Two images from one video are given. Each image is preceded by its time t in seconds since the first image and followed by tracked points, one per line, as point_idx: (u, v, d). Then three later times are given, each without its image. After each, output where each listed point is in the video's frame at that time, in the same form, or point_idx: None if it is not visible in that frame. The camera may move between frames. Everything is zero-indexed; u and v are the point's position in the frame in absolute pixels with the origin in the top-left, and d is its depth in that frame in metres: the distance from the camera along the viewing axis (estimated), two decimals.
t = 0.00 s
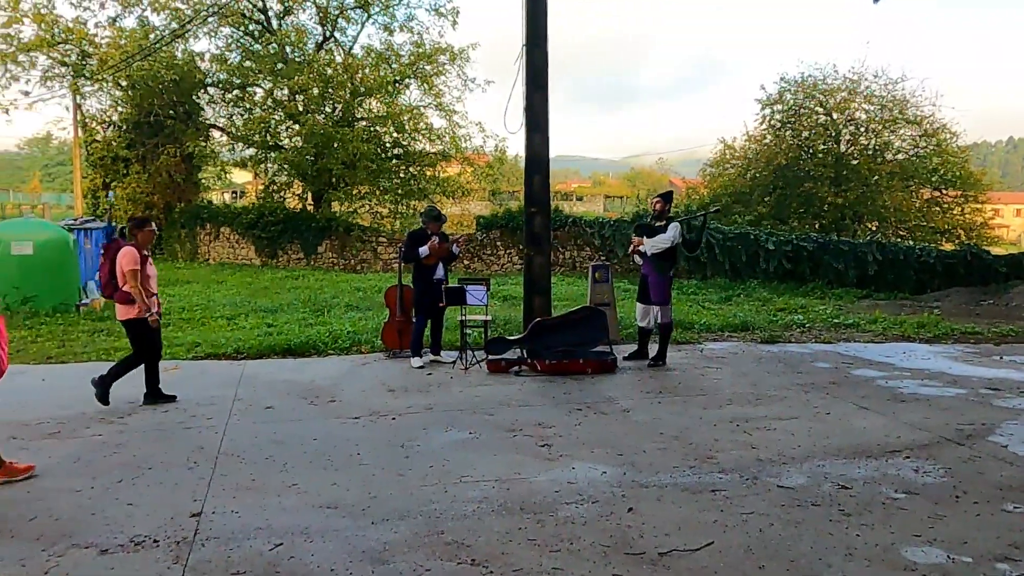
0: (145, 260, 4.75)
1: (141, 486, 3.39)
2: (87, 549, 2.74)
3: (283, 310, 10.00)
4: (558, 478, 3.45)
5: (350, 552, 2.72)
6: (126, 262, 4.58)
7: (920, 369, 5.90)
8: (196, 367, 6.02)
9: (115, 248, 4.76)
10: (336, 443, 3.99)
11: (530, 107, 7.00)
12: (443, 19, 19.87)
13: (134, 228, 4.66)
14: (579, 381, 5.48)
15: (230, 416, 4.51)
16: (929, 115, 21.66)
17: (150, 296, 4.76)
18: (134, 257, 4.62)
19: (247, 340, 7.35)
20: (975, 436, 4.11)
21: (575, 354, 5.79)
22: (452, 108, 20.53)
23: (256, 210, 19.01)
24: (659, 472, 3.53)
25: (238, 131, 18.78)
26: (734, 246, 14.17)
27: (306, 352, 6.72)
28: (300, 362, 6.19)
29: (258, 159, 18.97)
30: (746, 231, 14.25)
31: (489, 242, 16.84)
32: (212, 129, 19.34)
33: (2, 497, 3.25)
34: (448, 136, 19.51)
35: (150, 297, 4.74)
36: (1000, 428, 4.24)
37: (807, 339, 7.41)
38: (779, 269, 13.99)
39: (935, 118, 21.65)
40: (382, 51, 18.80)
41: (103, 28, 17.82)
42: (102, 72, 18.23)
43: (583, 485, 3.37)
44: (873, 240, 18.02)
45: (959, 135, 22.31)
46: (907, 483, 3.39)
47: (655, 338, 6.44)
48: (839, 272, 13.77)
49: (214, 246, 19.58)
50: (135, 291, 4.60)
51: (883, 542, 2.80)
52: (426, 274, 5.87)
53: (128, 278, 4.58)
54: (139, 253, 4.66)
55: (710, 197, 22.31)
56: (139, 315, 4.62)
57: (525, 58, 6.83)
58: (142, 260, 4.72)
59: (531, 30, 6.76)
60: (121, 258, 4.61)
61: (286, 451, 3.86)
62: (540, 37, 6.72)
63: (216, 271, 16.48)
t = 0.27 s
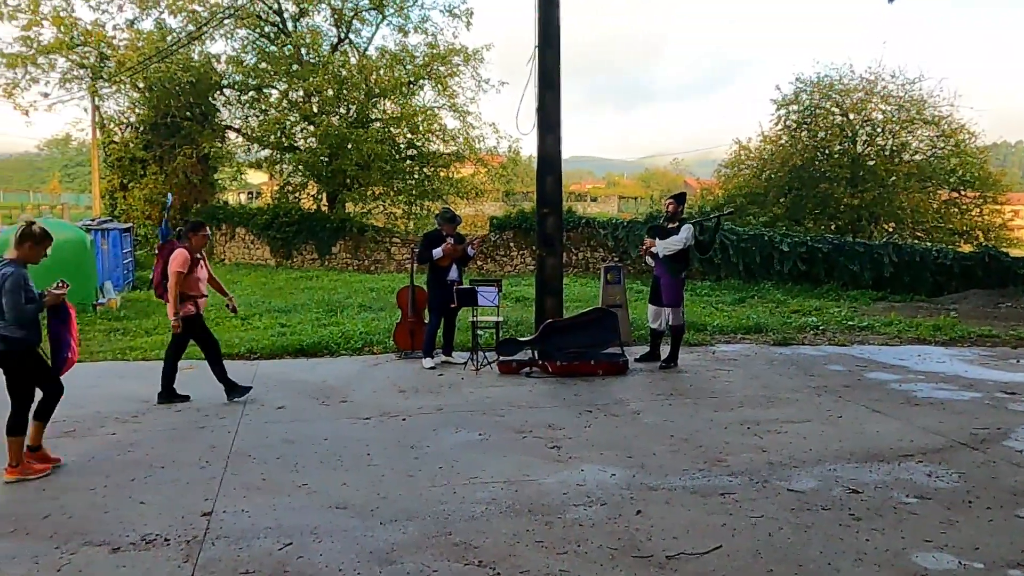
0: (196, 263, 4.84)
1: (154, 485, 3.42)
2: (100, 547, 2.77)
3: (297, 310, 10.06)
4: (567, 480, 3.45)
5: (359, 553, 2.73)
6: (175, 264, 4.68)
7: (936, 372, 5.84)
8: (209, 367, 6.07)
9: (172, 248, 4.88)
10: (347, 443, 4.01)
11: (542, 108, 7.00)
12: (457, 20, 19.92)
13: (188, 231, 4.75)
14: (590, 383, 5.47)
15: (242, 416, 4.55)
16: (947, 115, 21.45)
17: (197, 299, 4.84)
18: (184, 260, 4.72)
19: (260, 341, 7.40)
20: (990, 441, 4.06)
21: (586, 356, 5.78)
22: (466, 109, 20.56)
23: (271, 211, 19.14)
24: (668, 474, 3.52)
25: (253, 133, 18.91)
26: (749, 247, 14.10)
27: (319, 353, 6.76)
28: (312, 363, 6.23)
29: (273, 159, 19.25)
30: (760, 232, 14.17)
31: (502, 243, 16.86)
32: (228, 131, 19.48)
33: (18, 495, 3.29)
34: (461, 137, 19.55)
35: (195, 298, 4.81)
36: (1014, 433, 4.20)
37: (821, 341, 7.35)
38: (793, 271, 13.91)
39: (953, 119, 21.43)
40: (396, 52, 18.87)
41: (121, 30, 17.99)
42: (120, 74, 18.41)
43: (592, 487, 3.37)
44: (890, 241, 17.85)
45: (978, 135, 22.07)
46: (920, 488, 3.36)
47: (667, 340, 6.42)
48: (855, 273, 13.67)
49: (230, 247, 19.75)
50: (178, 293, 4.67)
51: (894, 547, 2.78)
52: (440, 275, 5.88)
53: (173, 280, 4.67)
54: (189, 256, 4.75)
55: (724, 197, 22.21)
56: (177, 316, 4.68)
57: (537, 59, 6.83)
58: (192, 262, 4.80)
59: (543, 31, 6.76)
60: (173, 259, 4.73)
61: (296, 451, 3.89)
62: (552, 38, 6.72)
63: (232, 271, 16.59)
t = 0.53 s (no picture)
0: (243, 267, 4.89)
1: (159, 488, 3.46)
2: (104, 550, 2.80)
3: (305, 314, 10.11)
4: (568, 482, 3.46)
5: (359, 556, 2.75)
6: (223, 269, 4.73)
7: (943, 373, 5.80)
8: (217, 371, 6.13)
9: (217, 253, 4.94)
10: (350, 446, 4.03)
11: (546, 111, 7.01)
12: (464, 24, 19.97)
13: (235, 235, 4.79)
14: (594, 385, 5.48)
15: (248, 420, 4.58)
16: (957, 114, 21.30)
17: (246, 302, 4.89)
18: (232, 264, 4.77)
19: (267, 345, 7.45)
20: (995, 442, 4.03)
21: (590, 358, 5.78)
22: (473, 113, 20.60)
23: (280, 215, 19.25)
24: (669, 477, 3.52)
25: (262, 138, 19.02)
26: (757, 248, 14.06)
27: (326, 356, 6.80)
28: (318, 366, 6.26)
29: (282, 164, 19.39)
30: (769, 233, 14.13)
31: (510, 245, 16.88)
32: (237, 136, 19.61)
33: (25, 498, 3.33)
34: (469, 140, 19.58)
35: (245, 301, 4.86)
36: (1020, 434, 4.17)
37: (828, 342, 7.32)
38: (802, 271, 13.87)
39: (964, 117, 21.28)
40: (404, 57, 18.93)
41: (132, 37, 18.15)
42: (130, 81, 18.56)
43: (593, 489, 3.38)
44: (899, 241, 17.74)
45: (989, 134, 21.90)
46: (923, 490, 3.35)
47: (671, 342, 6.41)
48: (863, 274, 13.61)
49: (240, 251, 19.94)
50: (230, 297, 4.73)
51: (894, 549, 2.77)
52: (446, 279, 5.90)
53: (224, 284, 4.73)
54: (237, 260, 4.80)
55: (734, 198, 22.14)
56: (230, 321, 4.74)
57: (541, 62, 6.85)
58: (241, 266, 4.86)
59: (547, 34, 6.78)
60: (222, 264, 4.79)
61: (300, 454, 3.91)
62: (556, 42, 6.74)
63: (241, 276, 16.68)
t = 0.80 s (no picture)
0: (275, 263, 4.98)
1: (153, 489, 3.47)
2: (97, 550, 2.82)
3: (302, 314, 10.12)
4: (559, 481, 3.47)
5: (349, 554, 2.76)
6: (261, 266, 4.81)
7: (937, 369, 5.81)
8: (214, 372, 6.14)
9: (248, 252, 5.00)
10: (344, 446, 4.05)
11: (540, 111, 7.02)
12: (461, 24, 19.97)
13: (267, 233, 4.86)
14: (589, 383, 5.49)
15: (242, 420, 4.59)
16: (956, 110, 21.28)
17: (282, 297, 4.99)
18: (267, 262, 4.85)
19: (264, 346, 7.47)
20: (987, 438, 4.04)
21: (586, 356, 5.80)
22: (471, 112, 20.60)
23: (279, 217, 19.27)
24: (660, 474, 3.53)
25: (260, 139, 19.02)
26: (755, 246, 14.06)
27: (322, 357, 6.81)
28: (314, 367, 6.27)
29: (280, 165, 19.37)
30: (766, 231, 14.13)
31: (508, 245, 16.89)
32: (236, 137, 19.62)
33: (20, 500, 3.35)
34: (467, 140, 19.58)
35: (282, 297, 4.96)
36: (1012, 429, 4.18)
37: (823, 339, 7.33)
38: (799, 269, 13.87)
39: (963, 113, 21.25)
40: (402, 57, 18.94)
41: (130, 40, 18.16)
42: (128, 83, 18.57)
43: (584, 487, 3.39)
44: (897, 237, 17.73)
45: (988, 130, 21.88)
46: (913, 485, 3.36)
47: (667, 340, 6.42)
48: (861, 271, 13.62)
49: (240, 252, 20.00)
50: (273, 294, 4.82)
51: (882, 544, 2.78)
52: (439, 278, 5.91)
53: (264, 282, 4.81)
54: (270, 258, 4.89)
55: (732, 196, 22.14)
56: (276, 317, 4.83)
57: (535, 62, 6.86)
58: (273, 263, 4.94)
59: (540, 34, 6.79)
60: (257, 262, 4.85)
61: (294, 454, 3.93)
62: (550, 41, 6.75)
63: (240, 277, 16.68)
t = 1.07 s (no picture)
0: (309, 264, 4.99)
1: (144, 489, 3.47)
2: (86, 551, 2.82)
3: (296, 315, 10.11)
4: (549, 481, 3.48)
5: (338, 554, 2.77)
6: (296, 266, 4.81)
7: (928, 369, 5.83)
8: (206, 373, 6.13)
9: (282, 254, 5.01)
10: (336, 446, 4.05)
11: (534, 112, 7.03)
12: (457, 24, 19.97)
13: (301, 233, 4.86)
14: (581, 384, 5.50)
15: (234, 421, 4.59)
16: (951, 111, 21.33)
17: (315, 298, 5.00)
18: (302, 262, 4.85)
19: (257, 346, 7.46)
20: (975, 438, 4.06)
21: (579, 357, 5.81)
22: (467, 113, 20.60)
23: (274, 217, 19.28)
24: (650, 475, 3.54)
25: (256, 139, 18.99)
26: (749, 246, 14.09)
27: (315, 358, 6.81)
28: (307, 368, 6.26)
29: (276, 165, 19.32)
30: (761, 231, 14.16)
31: (504, 245, 16.88)
32: (231, 137, 19.59)
33: (9, 501, 3.35)
34: (463, 140, 19.57)
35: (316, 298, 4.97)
36: (1001, 430, 4.20)
37: (816, 339, 7.35)
38: (794, 269, 13.90)
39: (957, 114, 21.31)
40: (398, 57, 18.91)
41: (125, 39, 18.13)
42: (123, 83, 18.53)
43: (574, 487, 3.40)
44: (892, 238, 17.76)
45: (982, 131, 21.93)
46: (901, 485, 3.38)
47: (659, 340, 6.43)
48: (855, 271, 13.66)
49: (235, 253, 20.04)
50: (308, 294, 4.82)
51: (869, 544, 2.79)
52: (431, 280, 5.91)
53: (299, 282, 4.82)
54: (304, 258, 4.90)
55: (727, 197, 22.16)
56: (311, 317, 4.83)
57: (529, 63, 6.87)
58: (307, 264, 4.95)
59: (534, 35, 6.80)
60: (291, 263, 4.85)
61: (286, 454, 3.93)
62: (544, 43, 6.77)
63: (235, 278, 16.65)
